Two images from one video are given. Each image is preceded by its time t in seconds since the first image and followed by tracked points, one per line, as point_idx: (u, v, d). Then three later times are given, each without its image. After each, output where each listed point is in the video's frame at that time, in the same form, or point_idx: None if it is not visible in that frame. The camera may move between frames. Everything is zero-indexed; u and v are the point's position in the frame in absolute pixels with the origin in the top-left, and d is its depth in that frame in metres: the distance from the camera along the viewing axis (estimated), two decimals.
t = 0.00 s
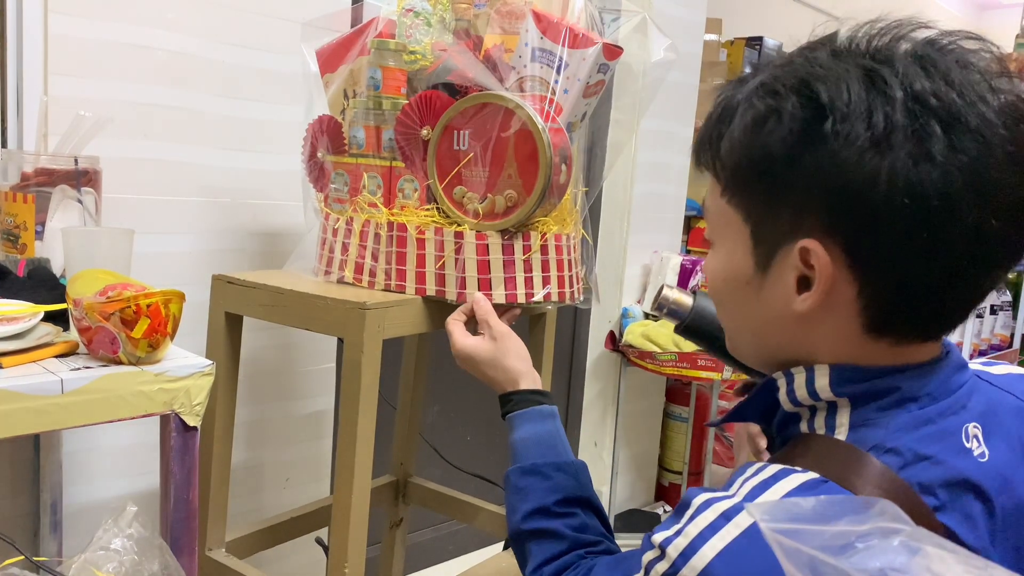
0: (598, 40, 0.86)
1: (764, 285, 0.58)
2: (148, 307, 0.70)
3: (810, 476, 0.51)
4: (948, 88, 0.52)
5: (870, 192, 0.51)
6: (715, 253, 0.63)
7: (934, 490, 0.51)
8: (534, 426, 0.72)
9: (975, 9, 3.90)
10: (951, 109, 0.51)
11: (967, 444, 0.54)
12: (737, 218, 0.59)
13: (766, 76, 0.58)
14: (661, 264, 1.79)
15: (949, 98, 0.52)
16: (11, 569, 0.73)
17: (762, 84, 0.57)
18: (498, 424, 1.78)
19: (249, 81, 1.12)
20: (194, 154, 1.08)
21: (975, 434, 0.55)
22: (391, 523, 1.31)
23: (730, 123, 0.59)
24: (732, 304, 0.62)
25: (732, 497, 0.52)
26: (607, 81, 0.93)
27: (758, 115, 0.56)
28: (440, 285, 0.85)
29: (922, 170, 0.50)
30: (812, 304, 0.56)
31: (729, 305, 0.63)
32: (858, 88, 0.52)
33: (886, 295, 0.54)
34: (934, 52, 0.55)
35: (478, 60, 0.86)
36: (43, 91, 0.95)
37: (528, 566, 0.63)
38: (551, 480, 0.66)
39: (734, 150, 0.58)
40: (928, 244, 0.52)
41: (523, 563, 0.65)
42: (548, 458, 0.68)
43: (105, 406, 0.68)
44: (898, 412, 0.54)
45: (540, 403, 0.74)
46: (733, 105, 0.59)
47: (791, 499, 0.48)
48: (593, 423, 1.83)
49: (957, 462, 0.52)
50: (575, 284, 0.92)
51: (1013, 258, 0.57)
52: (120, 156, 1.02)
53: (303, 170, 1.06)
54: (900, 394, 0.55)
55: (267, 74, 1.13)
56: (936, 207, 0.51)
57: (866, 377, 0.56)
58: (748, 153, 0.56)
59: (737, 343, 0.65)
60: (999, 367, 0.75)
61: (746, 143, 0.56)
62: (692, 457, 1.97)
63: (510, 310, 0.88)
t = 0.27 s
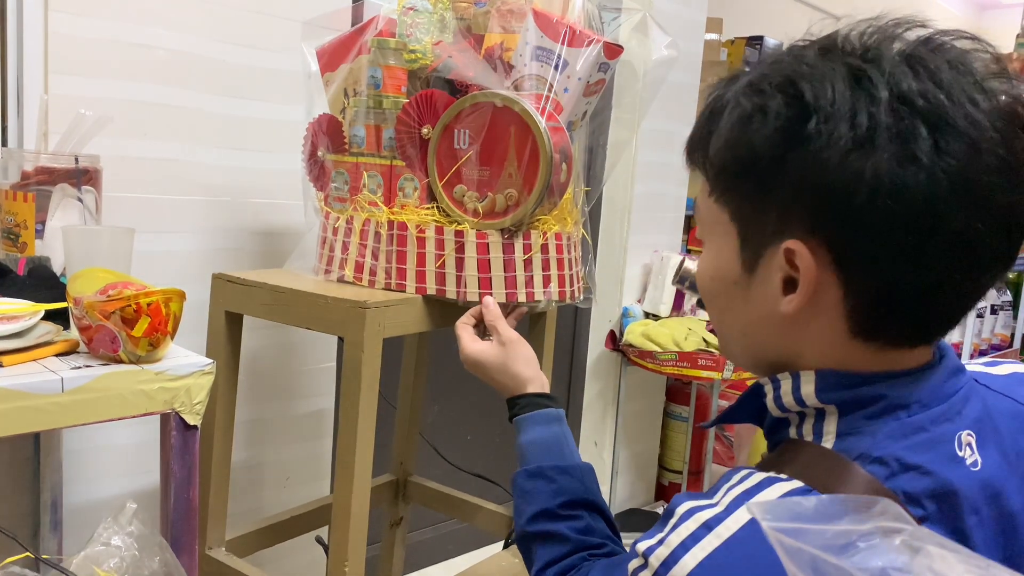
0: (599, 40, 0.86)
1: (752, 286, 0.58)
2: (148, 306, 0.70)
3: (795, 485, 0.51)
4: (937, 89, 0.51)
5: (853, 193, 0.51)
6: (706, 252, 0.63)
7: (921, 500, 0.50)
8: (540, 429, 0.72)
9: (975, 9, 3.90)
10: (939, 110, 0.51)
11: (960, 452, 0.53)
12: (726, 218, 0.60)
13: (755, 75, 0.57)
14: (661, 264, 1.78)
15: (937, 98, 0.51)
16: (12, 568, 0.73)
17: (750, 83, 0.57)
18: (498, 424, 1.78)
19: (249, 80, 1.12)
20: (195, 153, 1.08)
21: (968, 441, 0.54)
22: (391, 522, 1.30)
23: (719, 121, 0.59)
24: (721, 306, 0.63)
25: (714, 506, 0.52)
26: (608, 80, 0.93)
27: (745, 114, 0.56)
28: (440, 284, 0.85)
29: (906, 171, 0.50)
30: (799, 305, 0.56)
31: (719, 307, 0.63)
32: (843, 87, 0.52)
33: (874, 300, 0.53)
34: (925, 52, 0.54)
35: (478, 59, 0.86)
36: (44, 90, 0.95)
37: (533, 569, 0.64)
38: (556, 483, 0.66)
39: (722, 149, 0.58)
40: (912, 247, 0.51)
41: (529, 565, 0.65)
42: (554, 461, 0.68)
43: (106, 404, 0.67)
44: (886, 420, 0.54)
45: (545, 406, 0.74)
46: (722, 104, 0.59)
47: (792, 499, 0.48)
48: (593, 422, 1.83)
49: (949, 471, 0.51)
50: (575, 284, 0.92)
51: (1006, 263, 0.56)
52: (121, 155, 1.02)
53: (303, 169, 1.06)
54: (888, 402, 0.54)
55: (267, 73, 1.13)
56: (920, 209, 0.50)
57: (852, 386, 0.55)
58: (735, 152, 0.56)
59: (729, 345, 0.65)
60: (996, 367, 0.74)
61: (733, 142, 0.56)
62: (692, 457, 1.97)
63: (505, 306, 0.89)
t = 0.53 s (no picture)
0: (601, 39, 0.86)
1: (734, 291, 0.59)
2: (148, 305, 0.70)
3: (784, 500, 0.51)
4: (910, 85, 0.51)
5: (826, 191, 0.50)
6: (690, 259, 0.63)
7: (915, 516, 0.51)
8: (523, 436, 0.74)
9: (976, 9, 3.90)
10: (911, 106, 0.50)
11: (956, 466, 0.53)
12: (707, 223, 0.60)
13: (729, 78, 0.58)
14: (661, 264, 1.79)
15: (908, 94, 0.51)
16: (13, 566, 0.73)
17: (724, 86, 0.58)
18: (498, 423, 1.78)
19: (250, 79, 1.12)
20: (195, 152, 1.08)
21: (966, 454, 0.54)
22: (392, 521, 1.30)
23: (695, 125, 0.59)
24: (708, 313, 0.62)
25: (702, 522, 0.52)
26: (608, 80, 0.93)
27: (718, 117, 0.56)
28: (441, 283, 0.85)
29: (879, 168, 0.49)
30: (781, 309, 0.56)
31: (704, 314, 0.63)
32: (812, 85, 0.52)
33: (854, 300, 0.53)
34: (898, 48, 0.54)
35: (479, 59, 0.86)
36: (45, 89, 0.95)
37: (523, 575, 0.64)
38: (539, 488, 0.67)
39: (700, 153, 0.58)
40: (890, 246, 0.51)
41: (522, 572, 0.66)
42: (536, 468, 0.70)
43: (107, 403, 0.67)
44: (878, 434, 0.53)
45: (528, 413, 0.76)
46: (699, 108, 0.60)
47: (794, 499, 0.48)
48: (593, 422, 1.83)
49: (942, 487, 0.52)
50: (577, 284, 0.92)
51: (991, 263, 0.55)
52: (122, 154, 1.01)
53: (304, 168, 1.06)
54: (881, 416, 0.54)
55: (267, 72, 1.13)
56: (896, 207, 0.50)
57: (840, 398, 0.55)
58: (711, 155, 0.57)
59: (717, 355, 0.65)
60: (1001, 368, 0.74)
61: (709, 145, 0.57)
62: (692, 457, 1.97)
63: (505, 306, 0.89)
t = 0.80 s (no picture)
0: (600, 40, 0.86)
1: (727, 299, 0.59)
2: (148, 305, 0.70)
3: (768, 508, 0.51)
4: (904, 94, 0.51)
5: (818, 201, 0.50)
6: (683, 266, 0.63)
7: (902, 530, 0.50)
8: (511, 432, 0.75)
9: (975, 9, 3.91)
10: (905, 116, 0.50)
11: (944, 477, 0.52)
12: (699, 230, 0.60)
13: (723, 86, 0.58)
14: (661, 265, 1.80)
15: (902, 104, 0.51)
16: (12, 566, 0.73)
17: (718, 94, 0.58)
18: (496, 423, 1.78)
19: (250, 79, 1.12)
20: (195, 152, 1.08)
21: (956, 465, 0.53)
22: (391, 521, 1.30)
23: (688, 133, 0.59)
24: (700, 320, 0.63)
25: (685, 529, 0.52)
26: (608, 80, 0.93)
27: (711, 124, 0.57)
28: (440, 283, 0.85)
29: (872, 177, 0.49)
30: (773, 318, 0.56)
31: (697, 321, 0.63)
32: (805, 95, 0.53)
33: (846, 310, 0.53)
34: (893, 58, 0.54)
35: (479, 59, 0.86)
36: (45, 89, 0.95)
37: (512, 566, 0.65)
38: (525, 479, 0.69)
39: (693, 159, 0.58)
40: (883, 256, 0.51)
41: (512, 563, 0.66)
42: (523, 459, 0.71)
43: (107, 403, 0.67)
44: (865, 446, 0.53)
45: (513, 409, 0.78)
46: (693, 114, 0.60)
47: (792, 500, 0.49)
48: (592, 422, 1.83)
49: (930, 499, 0.51)
50: (576, 284, 0.92)
51: (986, 272, 0.55)
52: (121, 154, 1.02)
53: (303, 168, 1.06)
54: (866, 427, 0.53)
55: (267, 72, 1.13)
56: (889, 217, 0.49)
57: (830, 408, 0.55)
58: (704, 162, 0.57)
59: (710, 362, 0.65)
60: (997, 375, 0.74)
61: (702, 152, 0.57)
62: (692, 457, 1.97)
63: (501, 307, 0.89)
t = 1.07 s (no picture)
0: (598, 40, 0.86)
1: (721, 297, 0.59)
2: (146, 306, 0.70)
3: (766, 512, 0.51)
4: (901, 93, 0.52)
5: (813, 198, 0.50)
6: (679, 263, 0.63)
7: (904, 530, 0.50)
8: (506, 440, 0.73)
9: (973, 10, 3.92)
10: (901, 115, 0.50)
11: (945, 477, 0.53)
12: (695, 228, 0.60)
13: (721, 82, 0.58)
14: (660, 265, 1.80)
15: (899, 102, 0.51)
16: (10, 567, 0.73)
17: (715, 90, 0.58)
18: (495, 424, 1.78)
19: (249, 79, 1.12)
20: (194, 152, 1.08)
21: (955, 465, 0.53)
22: (390, 522, 1.30)
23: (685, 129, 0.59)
24: (696, 319, 0.63)
25: (685, 532, 0.52)
26: (606, 80, 0.93)
27: (709, 120, 0.57)
28: (439, 284, 0.85)
29: (868, 176, 0.49)
30: (766, 317, 0.56)
31: (692, 320, 0.63)
32: (802, 91, 0.53)
33: (842, 308, 0.53)
34: (890, 57, 0.54)
35: (477, 60, 0.86)
36: (43, 89, 0.95)
37: None
38: (526, 493, 0.67)
39: (690, 155, 0.58)
40: (877, 254, 0.51)
41: None
42: (523, 471, 0.70)
43: (105, 404, 0.67)
44: (865, 445, 0.53)
45: (511, 416, 0.76)
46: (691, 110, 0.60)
47: (791, 499, 0.49)
48: (591, 423, 1.83)
49: (930, 499, 0.51)
50: (574, 284, 0.92)
51: (981, 273, 0.55)
52: (120, 155, 1.01)
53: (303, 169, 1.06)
54: (866, 426, 0.53)
55: (266, 73, 1.13)
56: (883, 216, 0.50)
57: (830, 408, 0.55)
58: (701, 158, 0.57)
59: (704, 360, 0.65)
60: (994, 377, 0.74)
61: (699, 147, 0.57)
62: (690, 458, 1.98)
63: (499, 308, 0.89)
